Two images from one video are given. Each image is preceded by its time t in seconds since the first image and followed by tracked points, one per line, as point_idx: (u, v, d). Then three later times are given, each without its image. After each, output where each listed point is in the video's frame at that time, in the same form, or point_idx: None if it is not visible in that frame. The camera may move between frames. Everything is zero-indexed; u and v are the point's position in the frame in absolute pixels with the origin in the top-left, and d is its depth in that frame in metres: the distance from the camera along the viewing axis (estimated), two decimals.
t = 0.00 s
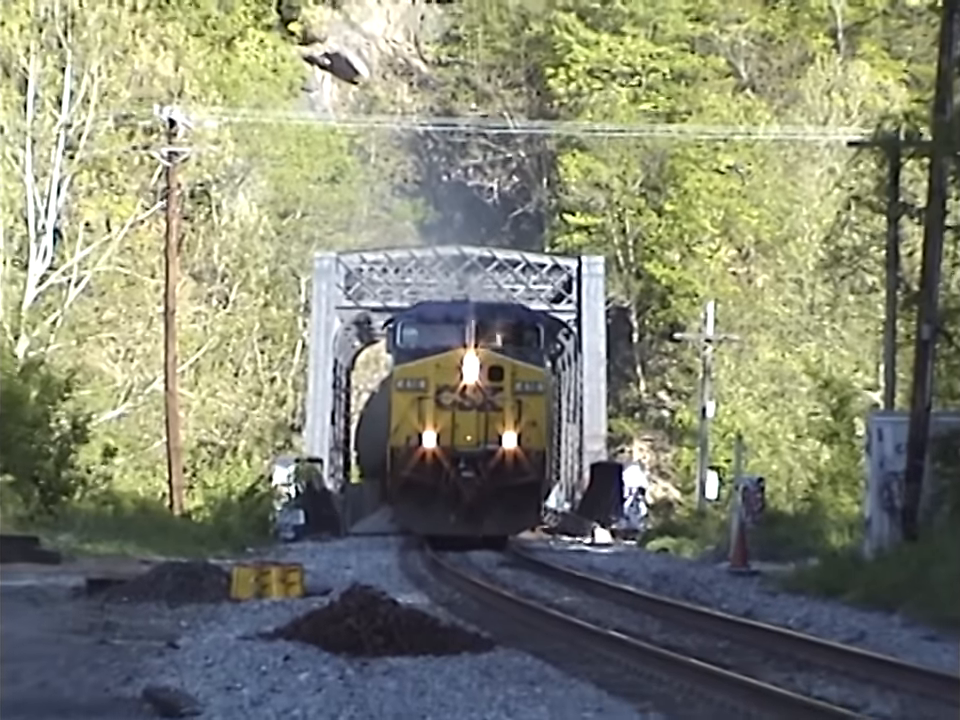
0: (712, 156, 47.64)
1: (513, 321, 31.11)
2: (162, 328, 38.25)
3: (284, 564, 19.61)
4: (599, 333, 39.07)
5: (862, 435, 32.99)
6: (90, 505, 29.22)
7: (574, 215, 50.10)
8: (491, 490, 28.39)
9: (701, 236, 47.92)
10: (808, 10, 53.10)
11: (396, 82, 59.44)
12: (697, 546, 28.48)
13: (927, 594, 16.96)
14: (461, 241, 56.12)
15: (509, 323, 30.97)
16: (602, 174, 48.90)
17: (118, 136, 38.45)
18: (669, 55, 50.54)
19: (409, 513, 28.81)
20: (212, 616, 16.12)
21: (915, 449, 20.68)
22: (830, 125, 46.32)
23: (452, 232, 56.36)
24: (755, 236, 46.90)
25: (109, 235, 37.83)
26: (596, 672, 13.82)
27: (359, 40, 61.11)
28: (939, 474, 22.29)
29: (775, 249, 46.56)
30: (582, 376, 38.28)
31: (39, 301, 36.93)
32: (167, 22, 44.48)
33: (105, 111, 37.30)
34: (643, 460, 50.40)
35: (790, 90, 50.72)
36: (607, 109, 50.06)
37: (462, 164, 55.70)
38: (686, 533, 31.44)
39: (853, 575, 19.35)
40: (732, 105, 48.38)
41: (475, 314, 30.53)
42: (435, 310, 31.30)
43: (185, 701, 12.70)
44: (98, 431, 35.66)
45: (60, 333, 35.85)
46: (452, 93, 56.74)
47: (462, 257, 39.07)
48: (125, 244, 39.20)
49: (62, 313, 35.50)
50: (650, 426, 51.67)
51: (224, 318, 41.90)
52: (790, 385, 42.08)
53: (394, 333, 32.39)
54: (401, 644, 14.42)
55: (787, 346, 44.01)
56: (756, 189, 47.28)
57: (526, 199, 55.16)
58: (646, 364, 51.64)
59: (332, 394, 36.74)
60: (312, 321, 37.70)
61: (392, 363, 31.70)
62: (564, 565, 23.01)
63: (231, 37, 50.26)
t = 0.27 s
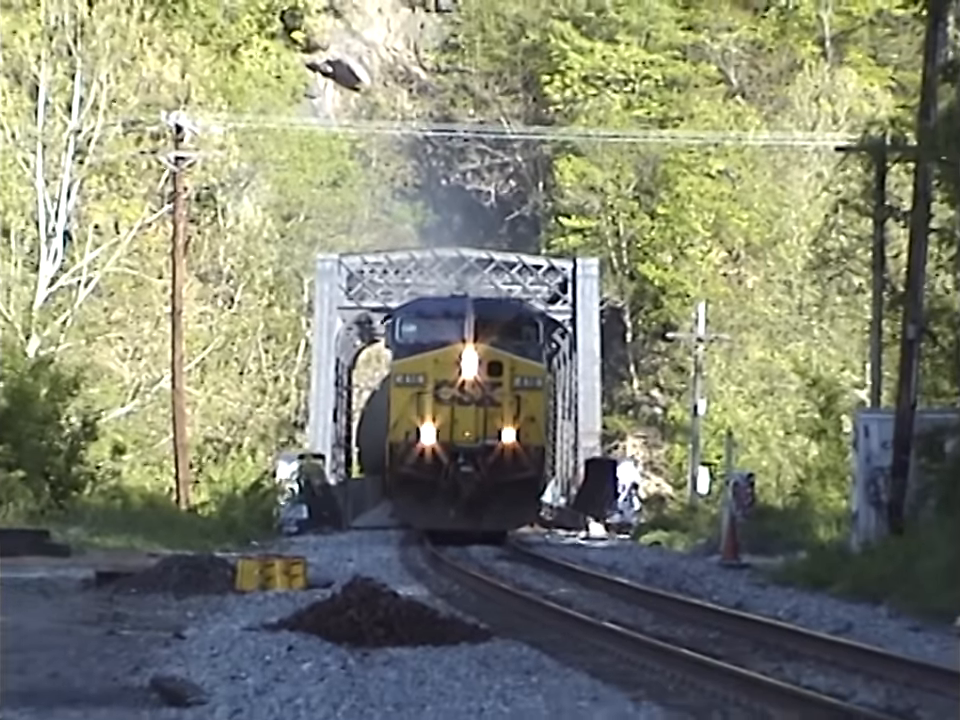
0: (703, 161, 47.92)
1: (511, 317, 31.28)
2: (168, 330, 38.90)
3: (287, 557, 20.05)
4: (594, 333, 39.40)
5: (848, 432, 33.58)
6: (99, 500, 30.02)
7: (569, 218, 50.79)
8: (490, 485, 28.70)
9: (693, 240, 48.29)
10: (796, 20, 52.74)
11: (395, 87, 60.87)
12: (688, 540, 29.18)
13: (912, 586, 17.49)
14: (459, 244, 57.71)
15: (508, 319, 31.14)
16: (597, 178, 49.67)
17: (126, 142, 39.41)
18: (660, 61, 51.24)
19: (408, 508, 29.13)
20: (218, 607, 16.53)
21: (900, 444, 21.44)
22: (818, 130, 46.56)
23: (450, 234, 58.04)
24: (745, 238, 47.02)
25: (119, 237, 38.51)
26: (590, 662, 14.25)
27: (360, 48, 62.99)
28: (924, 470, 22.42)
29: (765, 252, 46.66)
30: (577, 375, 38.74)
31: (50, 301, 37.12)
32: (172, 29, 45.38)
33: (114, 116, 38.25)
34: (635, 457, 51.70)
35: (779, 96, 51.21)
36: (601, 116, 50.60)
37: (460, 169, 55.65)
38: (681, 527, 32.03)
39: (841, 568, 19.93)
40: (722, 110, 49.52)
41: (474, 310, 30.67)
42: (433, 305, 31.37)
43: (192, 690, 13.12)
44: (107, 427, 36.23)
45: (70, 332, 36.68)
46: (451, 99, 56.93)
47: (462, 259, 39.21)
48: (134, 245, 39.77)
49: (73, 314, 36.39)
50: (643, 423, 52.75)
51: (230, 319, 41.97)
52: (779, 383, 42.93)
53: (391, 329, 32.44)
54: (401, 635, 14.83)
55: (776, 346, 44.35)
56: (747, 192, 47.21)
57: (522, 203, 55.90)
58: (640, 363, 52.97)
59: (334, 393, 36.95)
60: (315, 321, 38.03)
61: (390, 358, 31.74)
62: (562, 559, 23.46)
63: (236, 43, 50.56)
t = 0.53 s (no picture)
0: (696, 165, 48.29)
1: (512, 311, 31.15)
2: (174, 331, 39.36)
3: (290, 551, 20.45)
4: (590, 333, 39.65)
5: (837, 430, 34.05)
6: (106, 494, 30.92)
7: (566, 222, 51.02)
8: (489, 480, 29.15)
9: (686, 242, 48.77)
10: (785, 27, 53.95)
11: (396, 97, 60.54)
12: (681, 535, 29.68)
13: (899, 579, 17.95)
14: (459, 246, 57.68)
15: (509, 314, 31.05)
16: (593, 182, 49.76)
17: (134, 147, 39.47)
18: (654, 69, 51.52)
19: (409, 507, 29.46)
20: (222, 600, 16.92)
21: (887, 442, 22.03)
22: (808, 136, 47.84)
23: (451, 237, 57.88)
24: (736, 241, 47.99)
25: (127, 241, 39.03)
26: (584, 653, 14.66)
27: (362, 56, 62.24)
28: (910, 467, 22.97)
29: (756, 254, 47.71)
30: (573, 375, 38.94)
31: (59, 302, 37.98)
32: (178, 37, 45.95)
33: (122, 122, 38.80)
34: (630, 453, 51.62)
35: (771, 103, 52.06)
36: (596, 121, 50.84)
37: (459, 173, 56.46)
38: (676, 523, 32.53)
39: (829, 561, 20.38)
40: (715, 117, 50.04)
41: (475, 306, 30.60)
42: (433, 299, 31.16)
43: (199, 682, 13.53)
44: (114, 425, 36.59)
45: (80, 333, 37.40)
46: (451, 104, 57.07)
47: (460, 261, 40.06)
48: (142, 248, 40.19)
49: (82, 313, 37.08)
50: (637, 420, 52.85)
51: (235, 318, 42.85)
52: (770, 382, 44.31)
53: (389, 324, 32.27)
54: (401, 627, 15.23)
55: (767, 345, 45.67)
56: (738, 196, 48.17)
57: (520, 206, 56.34)
58: (633, 361, 52.79)
59: (337, 392, 37.21)
60: (318, 321, 38.36)
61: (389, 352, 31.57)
62: (559, 553, 23.88)
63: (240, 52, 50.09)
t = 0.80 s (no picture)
0: (690, 170, 49.06)
1: (513, 310, 31.94)
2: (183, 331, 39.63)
3: (295, 546, 20.88)
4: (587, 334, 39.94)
5: (828, 427, 34.60)
6: (118, 490, 31.52)
7: (563, 224, 52.61)
8: (492, 478, 29.15)
9: (681, 245, 49.39)
10: (778, 36, 54.39)
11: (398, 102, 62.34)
12: (676, 530, 30.19)
13: (887, 572, 18.40)
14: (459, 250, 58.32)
15: (510, 312, 31.80)
16: (590, 186, 51.03)
17: (143, 152, 40.72)
18: (649, 77, 51.88)
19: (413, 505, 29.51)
20: (230, 593, 17.33)
21: (875, 440, 22.52)
22: (798, 142, 47.90)
23: (451, 241, 58.56)
24: (729, 245, 47.91)
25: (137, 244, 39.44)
26: (582, 645, 15.06)
27: (365, 64, 63.34)
28: (897, 463, 23.45)
29: (749, 257, 47.66)
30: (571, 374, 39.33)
31: (70, 305, 38.46)
32: (185, 45, 46.75)
33: (132, 129, 39.57)
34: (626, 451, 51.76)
35: (762, 109, 52.48)
36: (593, 129, 51.37)
37: (459, 179, 57.63)
38: (671, 518, 33.03)
39: (821, 556, 20.85)
40: (708, 123, 50.07)
41: (477, 303, 31.41)
42: (436, 297, 32.01)
43: (206, 673, 13.94)
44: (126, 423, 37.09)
45: (91, 333, 37.92)
46: (451, 112, 59.10)
47: (462, 263, 40.44)
48: (152, 251, 40.68)
49: (94, 314, 37.61)
50: (633, 419, 53.50)
51: (242, 320, 43.47)
52: (762, 381, 44.53)
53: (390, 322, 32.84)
54: (404, 620, 15.62)
55: (759, 346, 46.06)
56: (731, 201, 48.09)
57: (519, 210, 57.70)
58: (630, 361, 53.84)
59: (341, 390, 37.64)
60: (322, 323, 38.87)
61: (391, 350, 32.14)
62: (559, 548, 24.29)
63: (247, 60, 51.78)
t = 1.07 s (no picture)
0: (684, 175, 49.62)
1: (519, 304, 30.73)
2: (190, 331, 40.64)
3: (299, 540, 21.27)
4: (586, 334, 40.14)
5: (819, 423, 35.23)
6: (127, 486, 32.36)
7: (560, 227, 52.87)
8: (494, 474, 28.81)
9: (675, 247, 50.60)
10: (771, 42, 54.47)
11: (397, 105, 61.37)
12: (669, 525, 30.73)
13: (875, 566, 18.84)
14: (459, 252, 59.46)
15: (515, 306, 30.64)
16: (586, 189, 51.67)
17: (152, 157, 41.09)
18: (644, 83, 51.34)
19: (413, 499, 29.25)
20: (235, 585, 17.70)
21: (864, 437, 23.03)
22: (789, 147, 48.49)
23: (450, 245, 59.66)
24: (722, 247, 49.23)
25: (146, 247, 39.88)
26: (578, 636, 15.48)
27: (368, 71, 60.20)
28: (886, 459, 23.84)
29: (740, 259, 48.84)
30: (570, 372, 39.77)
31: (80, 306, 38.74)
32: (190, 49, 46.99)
33: (140, 134, 39.99)
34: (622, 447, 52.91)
35: (754, 116, 52.27)
36: (589, 134, 51.36)
37: (459, 182, 57.41)
38: (664, 512, 33.53)
39: (810, 550, 21.29)
40: (701, 129, 51.27)
41: (480, 297, 30.28)
42: (438, 290, 30.78)
43: (213, 664, 14.34)
44: (135, 421, 37.60)
45: (101, 334, 38.37)
46: (451, 118, 57.33)
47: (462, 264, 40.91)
48: (160, 253, 41.24)
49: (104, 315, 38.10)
50: (628, 417, 54.56)
51: (247, 319, 43.69)
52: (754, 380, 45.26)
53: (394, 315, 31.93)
54: (405, 612, 16.01)
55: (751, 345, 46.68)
56: (724, 204, 49.66)
57: (518, 213, 57.77)
58: (625, 360, 54.71)
59: (344, 388, 37.98)
60: (325, 323, 39.17)
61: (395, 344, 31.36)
62: (558, 543, 24.68)
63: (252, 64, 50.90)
